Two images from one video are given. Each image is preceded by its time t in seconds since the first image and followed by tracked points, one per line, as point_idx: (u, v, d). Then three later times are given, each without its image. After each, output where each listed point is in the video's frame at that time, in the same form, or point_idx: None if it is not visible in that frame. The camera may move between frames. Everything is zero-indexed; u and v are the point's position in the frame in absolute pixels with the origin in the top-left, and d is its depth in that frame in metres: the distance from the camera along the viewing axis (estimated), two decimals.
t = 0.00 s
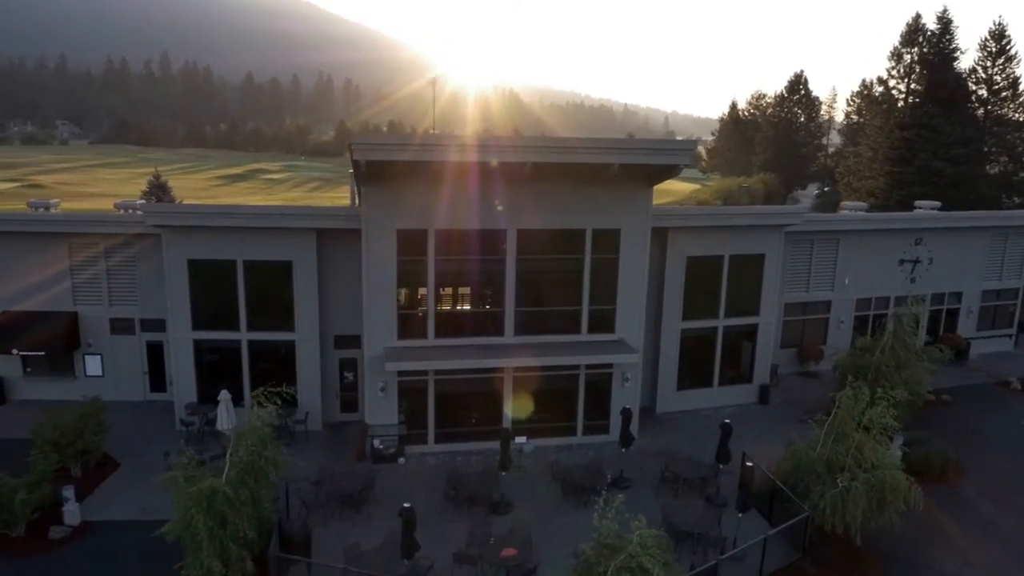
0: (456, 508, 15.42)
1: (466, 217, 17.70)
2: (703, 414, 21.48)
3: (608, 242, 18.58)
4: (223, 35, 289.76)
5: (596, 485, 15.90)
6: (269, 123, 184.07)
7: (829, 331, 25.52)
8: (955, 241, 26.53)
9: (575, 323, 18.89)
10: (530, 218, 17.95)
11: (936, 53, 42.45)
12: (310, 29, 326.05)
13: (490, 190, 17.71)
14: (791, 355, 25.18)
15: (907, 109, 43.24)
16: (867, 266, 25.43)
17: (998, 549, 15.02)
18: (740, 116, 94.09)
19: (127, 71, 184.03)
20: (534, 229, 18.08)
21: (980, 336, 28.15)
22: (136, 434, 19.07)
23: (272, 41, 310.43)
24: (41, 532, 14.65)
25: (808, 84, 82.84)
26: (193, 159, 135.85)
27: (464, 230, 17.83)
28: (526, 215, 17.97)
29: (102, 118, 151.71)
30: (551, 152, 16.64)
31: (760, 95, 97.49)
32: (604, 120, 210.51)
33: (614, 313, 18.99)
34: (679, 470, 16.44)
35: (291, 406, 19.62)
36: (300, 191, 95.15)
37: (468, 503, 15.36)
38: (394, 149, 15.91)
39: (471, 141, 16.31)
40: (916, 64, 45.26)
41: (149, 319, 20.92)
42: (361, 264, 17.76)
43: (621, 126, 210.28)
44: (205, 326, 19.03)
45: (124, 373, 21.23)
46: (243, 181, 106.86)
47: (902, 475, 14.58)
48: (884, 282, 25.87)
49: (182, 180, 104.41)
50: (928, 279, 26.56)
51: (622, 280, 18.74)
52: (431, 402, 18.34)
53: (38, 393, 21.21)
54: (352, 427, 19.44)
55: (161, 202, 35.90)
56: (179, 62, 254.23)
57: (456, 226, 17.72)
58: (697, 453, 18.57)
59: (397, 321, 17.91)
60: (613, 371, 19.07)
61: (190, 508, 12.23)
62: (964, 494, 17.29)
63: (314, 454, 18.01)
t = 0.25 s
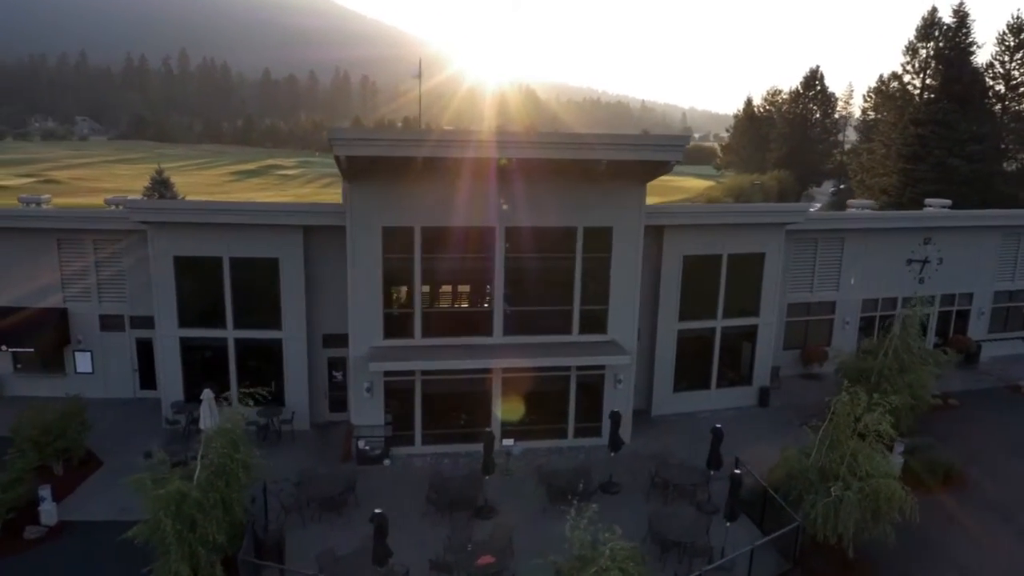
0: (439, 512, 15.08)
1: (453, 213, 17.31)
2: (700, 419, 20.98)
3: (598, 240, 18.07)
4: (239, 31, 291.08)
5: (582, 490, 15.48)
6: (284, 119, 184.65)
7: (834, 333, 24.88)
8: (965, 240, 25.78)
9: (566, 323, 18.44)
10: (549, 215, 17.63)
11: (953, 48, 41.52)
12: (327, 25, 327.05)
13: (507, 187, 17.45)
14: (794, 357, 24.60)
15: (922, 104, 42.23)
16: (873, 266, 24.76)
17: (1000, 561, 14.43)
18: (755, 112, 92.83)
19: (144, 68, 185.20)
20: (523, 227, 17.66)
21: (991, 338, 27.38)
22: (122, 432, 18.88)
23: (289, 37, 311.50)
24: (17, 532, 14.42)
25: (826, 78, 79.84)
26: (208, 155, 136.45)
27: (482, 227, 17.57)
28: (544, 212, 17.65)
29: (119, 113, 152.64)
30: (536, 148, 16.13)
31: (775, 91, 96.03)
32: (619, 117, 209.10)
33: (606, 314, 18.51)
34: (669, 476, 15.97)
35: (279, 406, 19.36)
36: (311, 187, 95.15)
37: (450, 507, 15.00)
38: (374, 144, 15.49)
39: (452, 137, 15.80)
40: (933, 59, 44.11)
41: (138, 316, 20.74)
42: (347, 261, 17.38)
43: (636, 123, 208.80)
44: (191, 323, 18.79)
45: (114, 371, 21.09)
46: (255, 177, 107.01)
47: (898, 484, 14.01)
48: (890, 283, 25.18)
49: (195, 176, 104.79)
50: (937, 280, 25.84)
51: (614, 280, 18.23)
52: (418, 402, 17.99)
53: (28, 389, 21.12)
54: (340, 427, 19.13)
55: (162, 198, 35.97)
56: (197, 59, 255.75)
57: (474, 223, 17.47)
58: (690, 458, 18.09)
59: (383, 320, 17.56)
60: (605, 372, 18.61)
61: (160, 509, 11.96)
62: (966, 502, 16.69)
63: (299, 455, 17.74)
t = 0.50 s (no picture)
0: (423, 516, 14.79)
1: (441, 211, 16.97)
2: (697, 421, 20.55)
3: (590, 239, 17.70)
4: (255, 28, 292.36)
5: (569, 495, 15.13)
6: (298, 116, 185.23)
7: (838, 334, 24.33)
8: (975, 240, 25.10)
9: (557, 323, 18.08)
10: (569, 212, 17.36)
11: (968, 43, 40.67)
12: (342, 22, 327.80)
13: (526, 184, 17.13)
14: (797, 359, 24.09)
15: (935, 100, 41.49)
16: (880, 266, 24.17)
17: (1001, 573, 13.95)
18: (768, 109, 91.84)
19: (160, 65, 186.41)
20: (512, 225, 17.30)
21: (1002, 341, 26.70)
22: (110, 431, 18.75)
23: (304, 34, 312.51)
24: None
25: (840, 75, 78.75)
26: (221, 151, 137.05)
27: (501, 224, 17.29)
28: (563, 211, 17.41)
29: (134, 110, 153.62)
30: (523, 144, 15.70)
31: (789, 88, 94.95)
32: (633, 113, 207.89)
33: (599, 314, 18.13)
34: (660, 481, 15.59)
35: (269, 405, 19.15)
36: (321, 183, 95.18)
37: (433, 511, 14.70)
38: (357, 141, 15.12)
39: (436, 135, 15.35)
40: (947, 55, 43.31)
41: (129, 313, 20.60)
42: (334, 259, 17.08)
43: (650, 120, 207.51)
44: (179, 321, 18.61)
45: (106, 368, 20.98)
46: (268, 174, 107.18)
47: (893, 492, 13.54)
48: (897, 283, 24.58)
49: (208, 172, 105.15)
50: (945, 280, 25.21)
51: (607, 279, 17.85)
52: (406, 403, 17.70)
53: (20, 386, 21.06)
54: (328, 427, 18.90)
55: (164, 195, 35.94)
56: (213, 55, 257.11)
57: (493, 220, 17.17)
58: (684, 462, 17.69)
59: (370, 319, 17.27)
60: (598, 374, 18.23)
61: (132, 512, 11.75)
62: (968, 512, 16.17)
63: (285, 455, 17.51)
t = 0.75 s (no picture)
0: (403, 520, 14.50)
1: (426, 208, 16.62)
2: (693, 425, 20.09)
3: (580, 237, 17.31)
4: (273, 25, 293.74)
5: (554, 499, 14.76)
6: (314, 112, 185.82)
7: (843, 336, 23.72)
8: (988, 239, 24.34)
9: (547, 324, 17.71)
10: (587, 211, 17.07)
11: (987, 36, 39.53)
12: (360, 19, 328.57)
13: (546, 183, 16.86)
14: (800, 361, 23.51)
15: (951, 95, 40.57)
16: (887, 266, 23.51)
17: None
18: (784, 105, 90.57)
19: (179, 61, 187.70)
20: (499, 222, 16.94)
21: (1015, 344, 25.93)
22: (98, 429, 18.65)
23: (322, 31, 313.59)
24: None
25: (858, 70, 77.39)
26: (237, 147, 137.67)
27: (520, 223, 17.03)
28: (583, 209, 17.10)
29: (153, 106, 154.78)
30: (506, 141, 15.38)
31: (806, 84, 93.54)
32: (650, 109, 206.18)
33: (590, 314, 17.73)
34: (648, 486, 15.17)
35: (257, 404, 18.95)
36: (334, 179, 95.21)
37: (414, 514, 14.40)
38: (337, 135, 14.85)
39: (418, 132, 15.05)
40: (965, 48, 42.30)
41: (120, 310, 20.49)
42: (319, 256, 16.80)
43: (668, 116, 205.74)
44: (166, 318, 18.45)
45: (98, 365, 20.90)
46: (282, 169, 107.45)
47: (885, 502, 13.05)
48: (905, 284, 23.90)
49: (223, 168, 105.55)
50: (956, 281, 24.49)
51: (598, 278, 17.45)
52: (393, 403, 17.40)
53: (13, 382, 21.04)
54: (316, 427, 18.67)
55: (168, 190, 35.94)
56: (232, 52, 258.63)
57: (512, 218, 16.93)
58: (676, 466, 17.26)
59: (356, 318, 16.99)
60: (589, 375, 17.82)
61: (99, 514, 11.56)
62: (971, 523, 15.59)
63: (271, 455, 17.29)
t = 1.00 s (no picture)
0: (384, 523, 14.26)
1: (413, 205, 16.35)
2: (688, 428, 19.70)
3: (571, 236, 16.99)
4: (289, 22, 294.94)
5: (539, 504, 14.45)
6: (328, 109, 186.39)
7: (847, 337, 23.21)
8: (997, 239, 23.71)
9: (537, 323, 17.41)
10: (606, 210, 16.83)
11: (1002, 32, 38.81)
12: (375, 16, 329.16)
13: (564, 183, 16.63)
14: (802, 362, 23.03)
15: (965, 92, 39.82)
16: (892, 266, 22.96)
17: None
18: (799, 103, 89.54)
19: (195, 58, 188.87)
20: (489, 220, 16.66)
21: None
22: (87, 426, 18.57)
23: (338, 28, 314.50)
24: None
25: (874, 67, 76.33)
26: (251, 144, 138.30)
27: (538, 223, 16.83)
28: (603, 208, 16.86)
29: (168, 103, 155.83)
30: (491, 136, 15.13)
31: (821, 80, 92.44)
32: (665, 106, 204.70)
33: (581, 314, 17.40)
34: (636, 491, 14.83)
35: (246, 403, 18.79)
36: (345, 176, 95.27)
37: (396, 518, 14.15)
38: (319, 131, 14.61)
39: (400, 127, 14.77)
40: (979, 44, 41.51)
41: (112, 306, 20.42)
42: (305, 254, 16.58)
43: (683, 112, 204.17)
44: (155, 316, 18.33)
45: (91, 361, 20.86)
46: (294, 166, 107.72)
47: (876, 510, 12.63)
48: (911, 285, 23.34)
49: (236, 165, 105.97)
50: (964, 282, 23.88)
51: (590, 278, 17.12)
52: (380, 403, 17.17)
53: (7, 378, 21.04)
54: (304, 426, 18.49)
55: (171, 187, 35.97)
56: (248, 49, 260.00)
57: (530, 218, 16.74)
58: (669, 471, 16.90)
59: (343, 317, 16.77)
60: (580, 376, 17.49)
61: (70, 515, 11.41)
62: (971, 532, 15.11)
63: (258, 455, 17.12)
